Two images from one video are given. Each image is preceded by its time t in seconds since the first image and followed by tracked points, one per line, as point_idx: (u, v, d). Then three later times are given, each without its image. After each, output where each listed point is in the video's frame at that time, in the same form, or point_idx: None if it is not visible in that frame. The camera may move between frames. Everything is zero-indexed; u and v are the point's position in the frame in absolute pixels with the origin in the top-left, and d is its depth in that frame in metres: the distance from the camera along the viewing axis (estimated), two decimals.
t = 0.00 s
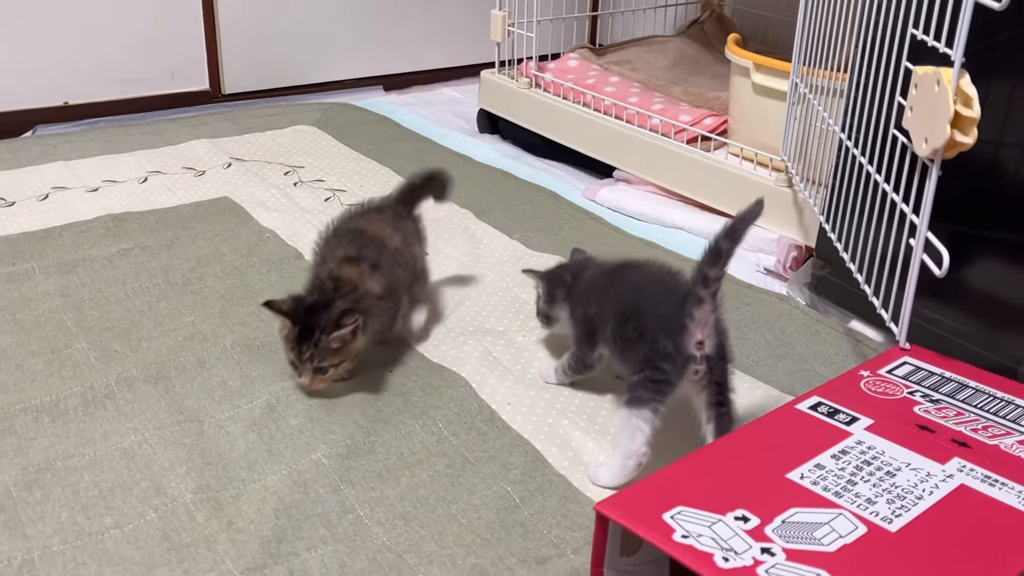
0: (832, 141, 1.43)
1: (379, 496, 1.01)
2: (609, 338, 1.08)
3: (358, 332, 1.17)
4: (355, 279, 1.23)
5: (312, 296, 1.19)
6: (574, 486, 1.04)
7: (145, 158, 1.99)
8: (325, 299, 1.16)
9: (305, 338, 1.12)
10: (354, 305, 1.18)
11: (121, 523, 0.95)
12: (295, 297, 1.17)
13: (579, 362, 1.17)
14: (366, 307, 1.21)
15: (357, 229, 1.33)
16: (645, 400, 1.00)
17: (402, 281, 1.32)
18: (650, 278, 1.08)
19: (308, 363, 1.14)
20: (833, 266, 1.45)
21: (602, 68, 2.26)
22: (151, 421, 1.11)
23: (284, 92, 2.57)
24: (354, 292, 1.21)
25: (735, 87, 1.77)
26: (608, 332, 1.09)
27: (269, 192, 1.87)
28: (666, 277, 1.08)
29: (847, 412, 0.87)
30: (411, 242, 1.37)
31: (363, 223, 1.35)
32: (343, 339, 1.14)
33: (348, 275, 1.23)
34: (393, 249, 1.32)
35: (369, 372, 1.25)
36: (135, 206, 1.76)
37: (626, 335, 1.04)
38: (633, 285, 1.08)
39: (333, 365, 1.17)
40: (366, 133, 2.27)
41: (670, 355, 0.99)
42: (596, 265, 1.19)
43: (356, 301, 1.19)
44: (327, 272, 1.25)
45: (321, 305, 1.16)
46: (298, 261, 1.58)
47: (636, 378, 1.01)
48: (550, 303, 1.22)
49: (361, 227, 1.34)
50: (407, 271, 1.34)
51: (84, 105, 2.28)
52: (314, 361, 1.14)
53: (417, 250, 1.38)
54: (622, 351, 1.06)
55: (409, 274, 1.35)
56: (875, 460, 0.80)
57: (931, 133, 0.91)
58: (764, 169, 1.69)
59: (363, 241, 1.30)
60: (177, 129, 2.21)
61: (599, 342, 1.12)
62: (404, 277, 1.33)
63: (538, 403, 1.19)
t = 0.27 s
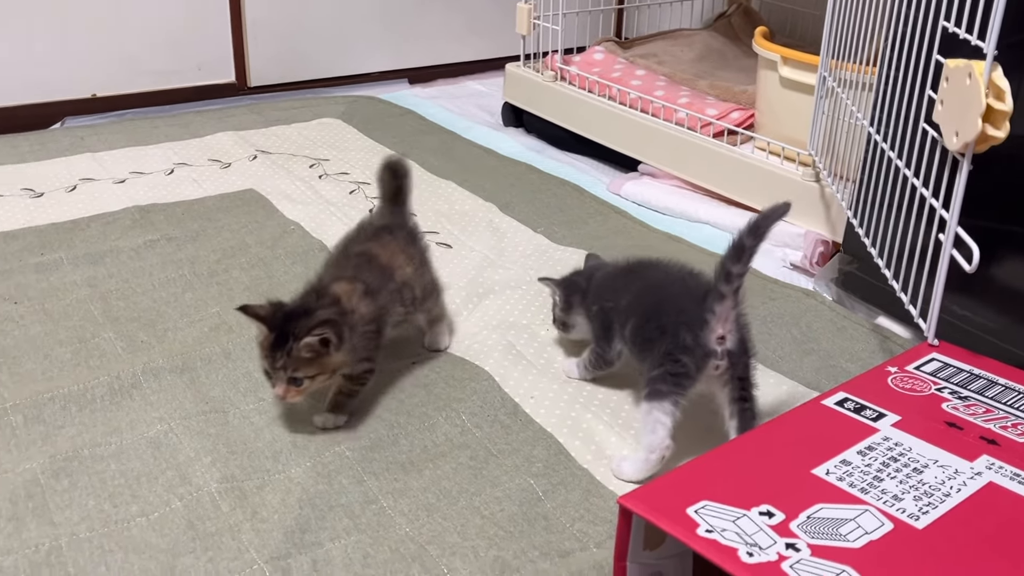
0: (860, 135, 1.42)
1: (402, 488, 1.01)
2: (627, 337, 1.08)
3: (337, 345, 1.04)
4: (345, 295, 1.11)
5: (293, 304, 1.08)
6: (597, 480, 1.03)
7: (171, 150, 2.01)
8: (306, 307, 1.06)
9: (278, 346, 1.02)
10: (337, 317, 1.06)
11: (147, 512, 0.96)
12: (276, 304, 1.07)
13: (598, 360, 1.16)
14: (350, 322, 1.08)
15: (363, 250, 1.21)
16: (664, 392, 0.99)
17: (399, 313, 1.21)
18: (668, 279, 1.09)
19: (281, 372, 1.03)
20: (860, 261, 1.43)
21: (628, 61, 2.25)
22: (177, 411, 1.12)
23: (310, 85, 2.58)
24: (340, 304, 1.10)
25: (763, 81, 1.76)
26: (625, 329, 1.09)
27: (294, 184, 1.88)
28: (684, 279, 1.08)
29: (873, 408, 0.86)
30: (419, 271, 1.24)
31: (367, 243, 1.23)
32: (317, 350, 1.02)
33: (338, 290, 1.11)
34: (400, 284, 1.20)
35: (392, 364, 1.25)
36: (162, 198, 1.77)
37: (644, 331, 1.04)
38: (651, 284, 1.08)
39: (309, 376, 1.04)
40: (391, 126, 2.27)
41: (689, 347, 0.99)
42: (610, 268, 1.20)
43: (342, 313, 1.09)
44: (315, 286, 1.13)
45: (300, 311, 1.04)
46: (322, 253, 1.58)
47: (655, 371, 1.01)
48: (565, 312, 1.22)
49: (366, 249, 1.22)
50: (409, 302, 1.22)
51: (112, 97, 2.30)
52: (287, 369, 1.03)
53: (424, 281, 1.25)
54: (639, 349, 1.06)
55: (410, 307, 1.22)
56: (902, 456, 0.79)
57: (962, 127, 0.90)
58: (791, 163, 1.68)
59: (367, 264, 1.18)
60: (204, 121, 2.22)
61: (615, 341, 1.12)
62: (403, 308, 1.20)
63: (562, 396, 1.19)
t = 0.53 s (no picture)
0: (902, 125, 1.41)
1: (439, 472, 1.02)
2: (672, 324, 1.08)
3: (286, 356, 0.93)
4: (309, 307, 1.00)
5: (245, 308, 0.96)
6: (632, 467, 1.03)
7: (211, 138, 2.03)
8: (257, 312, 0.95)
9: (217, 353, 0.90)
10: (289, 326, 0.95)
11: (188, 491, 0.97)
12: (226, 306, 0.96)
13: (634, 349, 1.16)
14: (309, 335, 0.97)
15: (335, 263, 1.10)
16: (704, 371, 1.00)
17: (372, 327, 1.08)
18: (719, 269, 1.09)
19: (222, 382, 0.91)
20: (900, 252, 1.42)
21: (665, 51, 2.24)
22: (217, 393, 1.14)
23: (348, 74, 2.60)
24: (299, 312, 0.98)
25: (802, 71, 1.75)
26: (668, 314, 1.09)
27: (332, 172, 1.89)
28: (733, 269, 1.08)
29: (913, 398, 0.85)
30: (393, 288, 1.13)
31: (341, 256, 1.13)
32: (261, 361, 0.90)
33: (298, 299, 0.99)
34: (374, 298, 1.08)
35: (428, 350, 1.26)
36: (202, 185, 1.79)
37: (687, 317, 1.05)
38: (697, 273, 1.09)
39: (251, 387, 0.93)
40: (428, 116, 2.28)
41: (732, 332, 0.99)
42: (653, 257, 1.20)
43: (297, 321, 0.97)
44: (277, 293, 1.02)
45: (249, 316, 0.93)
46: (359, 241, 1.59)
47: (696, 353, 1.01)
48: (601, 301, 1.22)
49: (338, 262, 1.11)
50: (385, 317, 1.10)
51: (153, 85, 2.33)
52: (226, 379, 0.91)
53: (400, 299, 1.13)
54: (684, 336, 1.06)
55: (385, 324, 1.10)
56: (943, 446, 0.78)
57: (1007, 115, 0.88)
58: (830, 154, 1.66)
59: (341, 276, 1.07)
60: (243, 110, 2.24)
61: (657, 327, 1.13)
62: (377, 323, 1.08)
63: (597, 385, 1.19)
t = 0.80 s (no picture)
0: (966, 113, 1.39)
1: (498, 449, 1.03)
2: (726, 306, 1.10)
3: (258, 400, 0.83)
4: (290, 346, 0.89)
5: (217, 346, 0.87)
6: (690, 449, 1.04)
7: (271, 123, 2.06)
8: (235, 349, 0.86)
9: (186, 395, 0.82)
10: (264, 365, 0.84)
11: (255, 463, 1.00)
12: (198, 344, 0.88)
13: (692, 325, 1.16)
14: (286, 377, 0.87)
15: (335, 304, 0.97)
16: (772, 361, 1.02)
17: (361, 384, 0.96)
18: (769, 247, 1.10)
19: (189, 427, 0.83)
20: (961, 242, 1.40)
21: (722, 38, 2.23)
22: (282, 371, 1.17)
23: (404, 61, 2.62)
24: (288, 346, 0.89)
25: (863, 59, 1.73)
26: (723, 294, 1.11)
27: (389, 157, 1.91)
28: (786, 248, 1.10)
29: (978, 385, 0.85)
30: (399, 339, 0.99)
31: (349, 296, 0.98)
32: (230, 409, 0.81)
33: (281, 337, 0.89)
34: (368, 347, 0.95)
35: (486, 332, 1.28)
36: (264, 168, 1.82)
37: (741, 302, 1.06)
38: (748, 254, 1.10)
39: (223, 435, 0.83)
40: (483, 103, 2.29)
41: (790, 320, 1.02)
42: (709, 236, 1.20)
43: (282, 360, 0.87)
44: (258, 330, 0.92)
45: (221, 353, 0.85)
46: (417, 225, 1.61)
47: (756, 342, 1.04)
48: (659, 278, 1.22)
49: (341, 304, 0.97)
50: (378, 369, 0.97)
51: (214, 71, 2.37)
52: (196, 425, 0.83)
53: (404, 346, 1.00)
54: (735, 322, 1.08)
55: (377, 377, 0.98)
56: (1009, 432, 0.78)
57: None
58: (889, 143, 1.65)
59: (333, 319, 0.95)
60: (302, 96, 2.27)
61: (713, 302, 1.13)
62: (365, 377, 0.96)
63: (654, 368, 1.20)
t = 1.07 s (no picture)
0: None
1: (567, 431, 1.05)
2: (805, 294, 1.10)
3: (245, 438, 0.79)
4: (276, 369, 0.87)
5: (202, 376, 0.84)
6: (756, 435, 1.05)
7: (339, 110, 2.10)
8: (218, 386, 0.82)
9: (169, 436, 0.78)
10: (247, 403, 0.81)
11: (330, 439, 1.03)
12: (182, 374, 0.84)
13: (766, 315, 1.17)
14: (276, 406, 0.84)
15: (309, 318, 0.96)
16: (855, 347, 1.03)
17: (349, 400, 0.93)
18: (844, 235, 1.11)
19: (173, 466, 0.79)
20: None
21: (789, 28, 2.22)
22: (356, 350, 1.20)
23: (467, 50, 2.64)
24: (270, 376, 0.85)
25: (935, 48, 1.71)
26: (800, 282, 1.11)
27: (454, 145, 1.94)
28: (861, 235, 1.11)
29: None
30: (381, 340, 0.97)
31: (321, 308, 0.98)
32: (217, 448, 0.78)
33: (265, 362, 0.87)
34: (351, 351, 0.94)
35: (553, 317, 1.30)
36: (333, 154, 1.86)
37: (822, 289, 1.07)
38: (823, 240, 1.11)
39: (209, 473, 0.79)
40: (547, 91, 2.30)
41: (875, 302, 1.03)
42: (777, 228, 1.21)
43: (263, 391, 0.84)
44: (238, 355, 0.89)
45: (205, 387, 0.81)
46: (483, 210, 1.64)
47: (840, 328, 1.05)
48: (732, 274, 1.21)
49: (315, 317, 0.96)
50: (368, 372, 0.95)
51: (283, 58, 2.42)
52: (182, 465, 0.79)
53: (388, 350, 0.98)
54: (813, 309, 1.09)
55: (367, 382, 0.95)
56: None
57: None
58: (961, 134, 1.63)
59: (309, 333, 0.93)
60: (368, 83, 2.31)
61: (786, 294, 1.14)
62: (357, 379, 0.94)
63: (720, 355, 1.21)
